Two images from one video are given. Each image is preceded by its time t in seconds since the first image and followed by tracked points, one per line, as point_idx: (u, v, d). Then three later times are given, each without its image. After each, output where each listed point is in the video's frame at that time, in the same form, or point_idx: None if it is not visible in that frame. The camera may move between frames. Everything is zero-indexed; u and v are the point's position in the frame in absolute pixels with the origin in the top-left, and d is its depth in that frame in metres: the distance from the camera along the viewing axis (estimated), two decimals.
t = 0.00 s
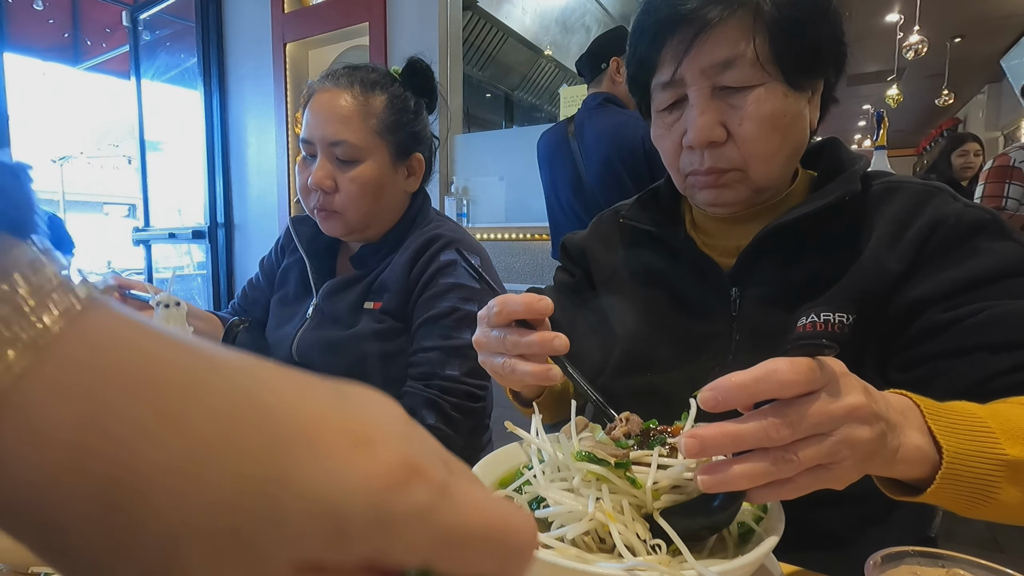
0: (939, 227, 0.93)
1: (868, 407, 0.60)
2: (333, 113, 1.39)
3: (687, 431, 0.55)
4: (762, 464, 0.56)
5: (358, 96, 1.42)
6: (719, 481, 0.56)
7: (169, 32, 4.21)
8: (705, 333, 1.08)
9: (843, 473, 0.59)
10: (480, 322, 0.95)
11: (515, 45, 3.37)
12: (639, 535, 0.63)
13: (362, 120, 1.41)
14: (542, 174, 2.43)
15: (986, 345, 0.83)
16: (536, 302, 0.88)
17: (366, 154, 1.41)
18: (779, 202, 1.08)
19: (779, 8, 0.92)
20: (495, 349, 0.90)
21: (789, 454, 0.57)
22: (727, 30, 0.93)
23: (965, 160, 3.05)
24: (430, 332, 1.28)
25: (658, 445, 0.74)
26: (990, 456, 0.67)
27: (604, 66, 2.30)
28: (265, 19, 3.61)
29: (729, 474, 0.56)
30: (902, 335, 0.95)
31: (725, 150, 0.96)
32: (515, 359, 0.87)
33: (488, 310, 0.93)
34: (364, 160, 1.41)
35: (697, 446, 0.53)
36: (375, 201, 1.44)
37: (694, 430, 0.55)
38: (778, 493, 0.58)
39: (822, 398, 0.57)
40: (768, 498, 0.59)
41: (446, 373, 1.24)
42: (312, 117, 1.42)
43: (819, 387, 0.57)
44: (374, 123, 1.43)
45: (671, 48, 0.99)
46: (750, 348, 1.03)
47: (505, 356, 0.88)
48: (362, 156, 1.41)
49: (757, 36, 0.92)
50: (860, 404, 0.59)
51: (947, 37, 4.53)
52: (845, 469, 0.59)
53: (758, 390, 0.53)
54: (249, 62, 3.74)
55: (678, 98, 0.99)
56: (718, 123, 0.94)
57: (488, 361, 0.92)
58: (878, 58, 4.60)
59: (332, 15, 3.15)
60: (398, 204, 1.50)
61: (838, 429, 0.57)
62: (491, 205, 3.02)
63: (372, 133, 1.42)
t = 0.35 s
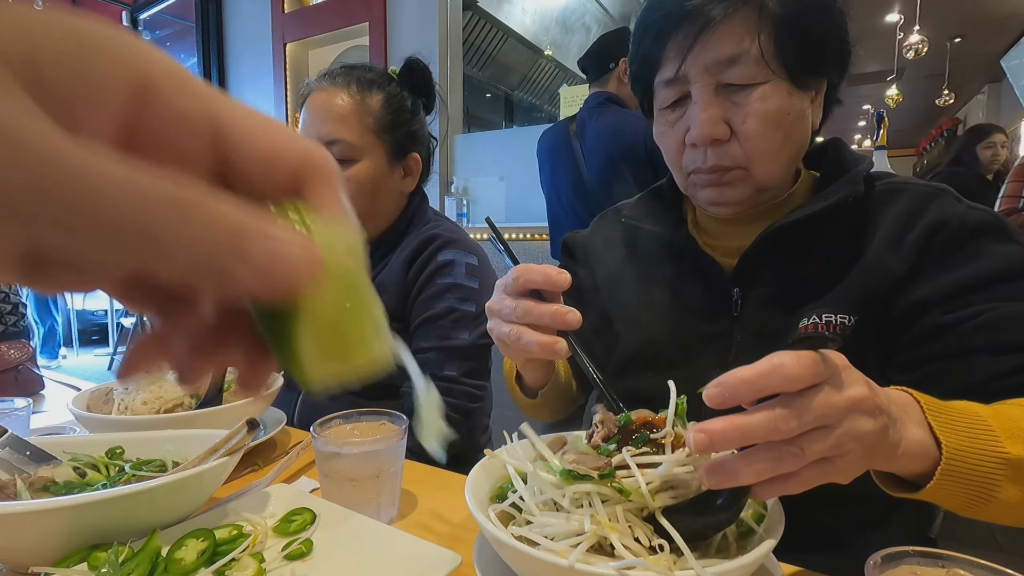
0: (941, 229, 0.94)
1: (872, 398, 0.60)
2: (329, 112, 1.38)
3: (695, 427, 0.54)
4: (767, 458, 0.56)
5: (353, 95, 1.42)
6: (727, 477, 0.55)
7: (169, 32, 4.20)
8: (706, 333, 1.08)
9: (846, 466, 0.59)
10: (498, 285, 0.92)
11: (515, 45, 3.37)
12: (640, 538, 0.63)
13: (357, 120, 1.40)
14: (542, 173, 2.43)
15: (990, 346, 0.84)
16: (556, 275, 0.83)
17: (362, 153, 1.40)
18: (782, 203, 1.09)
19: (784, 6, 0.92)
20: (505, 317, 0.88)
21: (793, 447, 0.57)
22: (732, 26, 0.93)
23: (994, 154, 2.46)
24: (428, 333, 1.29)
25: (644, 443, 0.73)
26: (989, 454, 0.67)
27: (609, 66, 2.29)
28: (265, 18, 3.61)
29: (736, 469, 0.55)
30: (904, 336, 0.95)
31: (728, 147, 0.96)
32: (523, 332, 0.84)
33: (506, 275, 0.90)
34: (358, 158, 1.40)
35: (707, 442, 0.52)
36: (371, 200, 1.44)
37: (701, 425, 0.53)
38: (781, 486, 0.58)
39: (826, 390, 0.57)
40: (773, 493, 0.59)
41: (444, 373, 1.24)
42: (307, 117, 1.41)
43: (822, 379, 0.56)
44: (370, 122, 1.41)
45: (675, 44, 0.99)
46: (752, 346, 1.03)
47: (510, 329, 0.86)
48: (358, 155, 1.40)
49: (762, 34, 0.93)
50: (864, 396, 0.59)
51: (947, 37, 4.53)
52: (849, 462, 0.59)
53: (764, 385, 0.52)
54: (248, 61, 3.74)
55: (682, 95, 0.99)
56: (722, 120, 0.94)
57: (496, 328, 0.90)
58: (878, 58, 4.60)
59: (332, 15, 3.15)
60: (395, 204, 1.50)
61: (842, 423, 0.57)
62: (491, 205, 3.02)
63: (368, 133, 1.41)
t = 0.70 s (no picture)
0: (943, 228, 0.94)
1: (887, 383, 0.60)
2: (326, 109, 1.38)
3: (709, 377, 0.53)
4: (785, 409, 0.55)
5: (349, 92, 1.42)
6: (745, 431, 0.54)
7: (169, 32, 4.20)
8: (705, 334, 1.08)
9: (856, 423, 0.59)
10: (502, 286, 0.91)
11: (514, 45, 3.38)
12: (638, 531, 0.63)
13: (354, 117, 1.41)
14: (544, 173, 2.43)
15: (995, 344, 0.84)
16: (566, 287, 0.81)
17: (359, 151, 1.40)
18: (782, 203, 1.09)
19: (783, 8, 0.92)
20: (510, 323, 0.88)
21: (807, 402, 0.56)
22: (731, 29, 0.93)
23: None
24: (429, 334, 1.29)
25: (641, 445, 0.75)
26: (996, 437, 0.67)
27: (610, 66, 2.29)
28: (265, 18, 3.61)
29: (753, 423, 0.54)
30: (905, 335, 0.95)
31: (729, 150, 0.96)
32: (529, 340, 0.84)
33: (511, 280, 0.89)
34: (354, 156, 1.40)
35: (723, 391, 0.52)
36: (368, 199, 1.44)
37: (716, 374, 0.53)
38: (796, 447, 0.58)
39: (836, 341, 0.56)
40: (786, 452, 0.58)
41: (444, 375, 1.24)
42: (302, 115, 1.41)
43: (833, 331, 0.56)
44: (366, 120, 1.42)
45: (674, 47, 0.99)
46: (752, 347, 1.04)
47: (514, 336, 0.87)
48: (353, 154, 1.40)
49: (761, 36, 0.93)
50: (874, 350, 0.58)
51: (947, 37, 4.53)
52: (860, 419, 0.58)
53: (775, 334, 0.52)
54: (248, 62, 3.74)
55: (681, 98, 0.99)
56: (722, 123, 0.94)
57: (498, 332, 0.90)
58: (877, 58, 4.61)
59: (332, 15, 3.15)
60: (392, 204, 1.50)
61: (850, 378, 0.57)
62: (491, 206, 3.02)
63: (364, 130, 1.41)
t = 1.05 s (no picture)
0: (938, 227, 0.94)
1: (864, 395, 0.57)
2: (327, 109, 1.39)
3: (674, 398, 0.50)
4: (748, 437, 0.52)
5: (351, 92, 1.42)
6: (705, 459, 0.52)
7: (169, 32, 4.21)
8: (705, 335, 1.08)
9: (829, 450, 0.55)
10: (497, 268, 0.91)
11: (514, 46, 3.38)
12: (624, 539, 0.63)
13: (355, 117, 1.41)
14: (544, 173, 2.42)
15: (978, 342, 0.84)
16: (555, 262, 0.82)
17: (360, 151, 1.41)
18: (780, 203, 1.09)
19: (782, 8, 0.92)
20: (503, 302, 0.88)
21: (773, 428, 0.53)
22: (730, 31, 0.93)
23: None
24: (429, 336, 1.29)
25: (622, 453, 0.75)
26: (981, 451, 0.67)
27: (613, 66, 2.29)
28: (265, 18, 3.61)
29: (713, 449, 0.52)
30: (900, 333, 0.95)
31: (728, 151, 0.96)
32: (521, 319, 0.84)
33: (502, 263, 0.89)
34: (355, 156, 1.40)
35: (683, 416, 0.49)
36: (369, 199, 1.44)
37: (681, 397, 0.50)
38: (761, 472, 0.55)
39: (807, 368, 0.53)
40: (753, 479, 0.56)
41: (444, 377, 1.24)
42: (303, 115, 1.41)
43: (807, 354, 0.53)
44: (367, 120, 1.42)
45: (673, 50, 0.99)
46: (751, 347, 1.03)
47: (507, 315, 0.86)
48: (354, 154, 1.40)
49: (761, 37, 0.93)
50: (848, 376, 0.55)
51: (947, 37, 4.54)
52: (831, 446, 0.55)
53: (744, 359, 0.49)
54: (248, 61, 3.74)
55: (681, 100, 0.99)
56: (722, 125, 0.94)
57: (493, 313, 0.90)
58: (878, 58, 4.61)
59: (333, 15, 3.15)
60: (391, 204, 1.50)
61: (823, 405, 0.53)
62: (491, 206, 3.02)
63: (365, 130, 1.42)
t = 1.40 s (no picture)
0: (939, 229, 0.94)
1: (865, 403, 0.57)
2: (324, 108, 1.39)
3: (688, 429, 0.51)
4: (757, 463, 0.55)
5: (346, 91, 1.42)
6: (715, 484, 0.54)
7: (169, 32, 4.20)
8: (705, 336, 1.08)
9: (840, 473, 0.57)
10: (500, 280, 0.89)
11: (514, 46, 3.37)
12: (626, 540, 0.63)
13: (351, 116, 1.41)
14: (545, 173, 2.42)
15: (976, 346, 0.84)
16: (555, 284, 0.79)
17: (354, 151, 1.40)
18: (781, 204, 1.09)
19: (783, 8, 0.92)
20: (498, 316, 0.85)
21: (785, 455, 0.55)
22: (732, 31, 0.93)
23: None
24: (426, 337, 1.29)
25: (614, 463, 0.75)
26: (981, 460, 0.66)
27: (614, 66, 2.28)
28: (265, 18, 3.61)
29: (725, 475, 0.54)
30: (900, 335, 0.95)
31: (729, 152, 0.96)
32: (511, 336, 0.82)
33: (503, 274, 0.88)
34: (350, 156, 1.40)
35: (701, 446, 0.50)
36: (365, 199, 1.44)
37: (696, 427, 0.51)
38: (772, 493, 0.57)
39: (819, 395, 0.54)
40: (764, 498, 0.58)
41: (443, 378, 1.24)
42: (299, 114, 1.41)
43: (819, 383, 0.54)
44: (362, 119, 1.42)
45: (674, 50, 0.99)
46: (751, 348, 1.04)
47: (497, 331, 0.84)
48: (348, 154, 1.40)
49: (762, 38, 0.93)
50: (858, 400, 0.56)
51: (947, 37, 4.54)
52: (843, 468, 0.57)
53: (758, 391, 0.50)
54: (248, 61, 3.74)
55: (682, 100, 0.99)
56: (723, 125, 0.94)
57: (488, 324, 0.87)
58: (878, 58, 4.61)
59: (332, 15, 3.15)
60: (388, 203, 1.50)
61: (837, 433, 0.55)
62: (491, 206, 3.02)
63: (360, 130, 1.42)
